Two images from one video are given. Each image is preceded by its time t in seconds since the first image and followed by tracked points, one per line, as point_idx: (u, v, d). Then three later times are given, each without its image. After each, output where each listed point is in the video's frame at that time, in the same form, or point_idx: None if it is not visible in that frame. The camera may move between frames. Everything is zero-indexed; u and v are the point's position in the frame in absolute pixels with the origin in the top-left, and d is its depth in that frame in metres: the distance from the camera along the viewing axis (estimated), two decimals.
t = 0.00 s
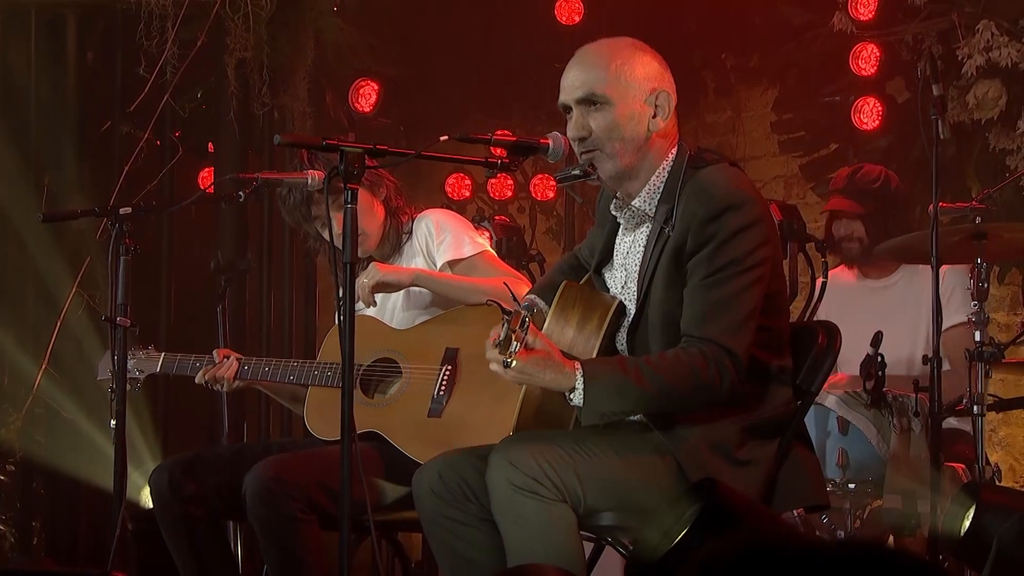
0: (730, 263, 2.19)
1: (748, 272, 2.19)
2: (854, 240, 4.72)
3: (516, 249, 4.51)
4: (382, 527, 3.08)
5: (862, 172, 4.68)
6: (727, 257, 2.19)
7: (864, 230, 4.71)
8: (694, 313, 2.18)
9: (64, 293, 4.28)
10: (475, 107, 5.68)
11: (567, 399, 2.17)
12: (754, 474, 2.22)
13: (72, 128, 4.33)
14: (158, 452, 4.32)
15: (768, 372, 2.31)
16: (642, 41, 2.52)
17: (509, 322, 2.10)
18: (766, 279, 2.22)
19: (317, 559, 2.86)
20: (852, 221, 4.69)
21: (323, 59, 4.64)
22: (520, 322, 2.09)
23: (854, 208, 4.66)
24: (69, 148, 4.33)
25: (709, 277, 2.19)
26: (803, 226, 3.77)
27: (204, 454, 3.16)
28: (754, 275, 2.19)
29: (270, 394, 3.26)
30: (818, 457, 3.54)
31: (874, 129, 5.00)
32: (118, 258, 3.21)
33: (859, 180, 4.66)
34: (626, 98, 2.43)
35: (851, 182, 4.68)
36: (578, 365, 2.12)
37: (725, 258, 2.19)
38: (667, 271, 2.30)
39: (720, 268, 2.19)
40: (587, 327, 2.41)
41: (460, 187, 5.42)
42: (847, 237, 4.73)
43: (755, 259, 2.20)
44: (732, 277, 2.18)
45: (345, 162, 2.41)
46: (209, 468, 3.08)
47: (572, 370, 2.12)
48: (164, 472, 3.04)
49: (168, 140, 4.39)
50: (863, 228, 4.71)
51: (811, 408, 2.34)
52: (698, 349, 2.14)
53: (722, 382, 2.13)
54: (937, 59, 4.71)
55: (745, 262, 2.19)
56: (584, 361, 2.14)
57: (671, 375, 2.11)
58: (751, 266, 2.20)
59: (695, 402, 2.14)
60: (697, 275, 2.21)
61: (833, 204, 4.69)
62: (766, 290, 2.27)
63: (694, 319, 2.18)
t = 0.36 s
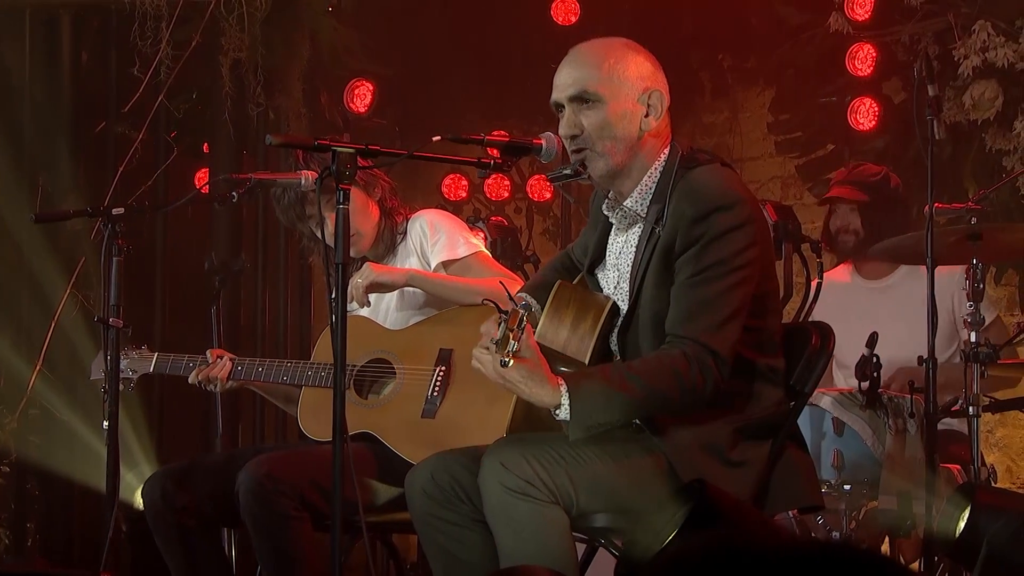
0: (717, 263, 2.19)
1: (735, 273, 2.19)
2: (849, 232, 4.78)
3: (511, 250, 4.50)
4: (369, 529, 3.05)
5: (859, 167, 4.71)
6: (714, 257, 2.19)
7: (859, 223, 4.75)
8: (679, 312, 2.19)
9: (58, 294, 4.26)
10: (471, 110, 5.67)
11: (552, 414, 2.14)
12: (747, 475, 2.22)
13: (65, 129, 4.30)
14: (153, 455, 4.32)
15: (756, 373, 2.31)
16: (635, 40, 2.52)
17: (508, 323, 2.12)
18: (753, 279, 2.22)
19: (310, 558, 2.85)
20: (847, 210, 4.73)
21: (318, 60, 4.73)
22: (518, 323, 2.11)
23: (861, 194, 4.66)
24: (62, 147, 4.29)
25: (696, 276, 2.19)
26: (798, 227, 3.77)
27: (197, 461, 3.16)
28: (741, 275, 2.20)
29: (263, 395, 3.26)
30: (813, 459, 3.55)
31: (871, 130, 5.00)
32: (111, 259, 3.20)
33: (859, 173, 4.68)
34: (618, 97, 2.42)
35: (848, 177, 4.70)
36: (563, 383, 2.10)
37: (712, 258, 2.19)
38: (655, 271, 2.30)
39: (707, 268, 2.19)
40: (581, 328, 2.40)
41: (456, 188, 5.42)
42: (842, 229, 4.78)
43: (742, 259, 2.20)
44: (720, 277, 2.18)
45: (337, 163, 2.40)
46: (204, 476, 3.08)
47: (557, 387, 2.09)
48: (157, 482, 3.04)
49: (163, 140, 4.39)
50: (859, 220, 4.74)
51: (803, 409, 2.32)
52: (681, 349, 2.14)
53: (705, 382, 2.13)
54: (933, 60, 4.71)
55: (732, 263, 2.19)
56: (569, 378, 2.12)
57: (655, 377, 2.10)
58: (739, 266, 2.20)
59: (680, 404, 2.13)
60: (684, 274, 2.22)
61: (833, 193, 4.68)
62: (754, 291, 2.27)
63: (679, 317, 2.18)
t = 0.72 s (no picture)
0: (708, 262, 2.19)
1: (726, 272, 2.19)
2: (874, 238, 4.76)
3: (507, 250, 4.48)
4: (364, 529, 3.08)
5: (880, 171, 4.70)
6: (705, 256, 2.19)
7: (886, 229, 4.73)
8: (669, 310, 2.18)
9: (52, 295, 4.25)
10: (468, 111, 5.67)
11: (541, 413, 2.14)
12: (742, 477, 2.21)
13: (61, 129, 4.30)
14: (148, 455, 4.30)
15: (748, 373, 2.30)
16: (630, 41, 2.51)
17: (502, 318, 2.10)
18: (745, 279, 2.22)
19: (305, 558, 2.84)
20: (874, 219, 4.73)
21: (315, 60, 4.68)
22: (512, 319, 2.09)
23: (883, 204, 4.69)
24: (57, 147, 4.28)
25: (686, 275, 2.19)
26: (794, 228, 3.74)
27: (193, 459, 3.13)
28: (731, 274, 2.19)
29: (258, 395, 3.25)
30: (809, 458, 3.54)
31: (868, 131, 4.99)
32: (105, 259, 3.19)
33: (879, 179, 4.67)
34: (612, 96, 2.42)
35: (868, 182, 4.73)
36: (550, 383, 2.09)
37: (703, 256, 2.19)
38: (647, 270, 2.30)
39: (698, 267, 2.19)
40: (576, 329, 2.39)
41: (454, 188, 5.42)
42: (868, 235, 4.77)
43: (733, 259, 2.20)
44: (710, 275, 2.18)
45: (331, 163, 2.40)
46: (197, 481, 3.06)
47: (543, 387, 2.08)
48: (152, 480, 3.03)
49: (159, 140, 4.39)
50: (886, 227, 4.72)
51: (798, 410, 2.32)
52: (667, 348, 2.14)
53: (693, 383, 2.12)
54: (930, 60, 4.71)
55: (723, 262, 2.19)
56: (556, 378, 2.11)
57: (643, 376, 2.10)
58: (730, 266, 2.19)
59: (670, 404, 2.13)
60: (674, 273, 2.22)
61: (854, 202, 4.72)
62: (746, 291, 2.26)
63: (668, 316, 2.18)
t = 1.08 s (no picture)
0: (711, 264, 2.18)
1: (728, 274, 2.18)
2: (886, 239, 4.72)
3: (509, 253, 4.42)
4: (366, 532, 3.09)
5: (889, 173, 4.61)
6: (707, 258, 2.19)
7: (899, 230, 4.70)
8: (671, 313, 2.18)
9: (55, 299, 4.25)
10: (472, 112, 5.66)
11: (542, 418, 2.14)
12: (745, 480, 2.21)
13: (64, 133, 4.30)
14: (151, 457, 4.31)
15: (750, 377, 2.30)
16: (634, 42, 2.51)
17: (505, 323, 2.10)
18: (747, 282, 2.22)
19: (308, 565, 2.84)
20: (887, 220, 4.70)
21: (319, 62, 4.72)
22: (515, 323, 2.08)
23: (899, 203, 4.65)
24: (61, 150, 4.29)
25: (689, 277, 2.19)
26: (798, 230, 3.74)
27: (194, 457, 3.14)
28: (734, 277, 2.19)
29: (260, 398, 3.25)
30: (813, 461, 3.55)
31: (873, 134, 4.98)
32: (107, 262, 3.18)
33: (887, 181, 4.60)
34: (615, 97, 2.42)
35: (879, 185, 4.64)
36: (552, 387, 2.09)
37: (705, 259, 2.19)
38: (650, 272, 2.30)
39: (700, 269, 2.19)
40: (579, 332, 2.39)
41: (459, 190, 5.41)
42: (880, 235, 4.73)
43: (736, 261, 2.20)
44: (712, 278, 2.17)
45: (332, 166, 2.40)
46: (199, 472, 3.07)
47: (546, 392, 2.09)
48: (154, 476, 3.02)
49: (162, 143, 4.37)
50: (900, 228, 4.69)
51: (801, 413, 2.31)
52: (669, 350, 2.13)
53: (695, 384, 2.12)
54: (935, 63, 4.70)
55: (725, 264, 2.18)
56: (557, 381, 2.11)
57: (643, 380, 2.09)
58: (732, 268, 2.19)
59: (671, 406, 2.12)
60: (677, 275, 2.21)
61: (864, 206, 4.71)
62: (748, 294, 2.26)
63: (670, 318, 2.18)
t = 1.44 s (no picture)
0: (707, 268, 2.18)
1: (726, 277, 2.18)
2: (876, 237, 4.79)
3: (508, 255, 4.42)
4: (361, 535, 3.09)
5: (878, 173, 4.68)
6: (705, 262, 2.18)
7: (888, 228, 4.75)
8: (667, 315, 2.18)
9: (54, 302, 4.25)
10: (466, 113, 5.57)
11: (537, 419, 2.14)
12: (742, 483, 2.21)
13: (63, 136, 4.30)
14: (149, 461, 4.31)
15: (747, 380, 2.29)
16: (634, 42, 2.50)
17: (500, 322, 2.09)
18: (745, 285, 2.21)
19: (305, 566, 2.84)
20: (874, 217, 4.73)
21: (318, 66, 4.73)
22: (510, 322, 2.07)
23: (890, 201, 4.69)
24: (60, 153, 4.30)
25: (686, 280, 2.18)
26: (797, 233, 3.74)
27: (193, 460, 3.14)
28: (731, 280, 2.18)
29: (258, 401, 3.25)
30: (812, 465, 3.55)
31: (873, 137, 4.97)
32: (104, 264, 3.17)
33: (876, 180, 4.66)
34: (613, 99, 2.41)
35: (868, 185, 4.69)
36: (547, 387, 2.08)
37: (702, 262, 2.18)
38: (647, 275, 2.29)
39: (697, 272, 2.18)
40: (576, 335, 2.38)
41: (459, 193, 5.41)
42: (870, 233, 4.79)
43: (734, 265, 2.19)
44: (709, 281, 2.17)
45: (328, 168, 2.40)
46: (196, 477, 3.07)
47: (540, 392, 2.08)
48: (151, 481, 3.02)
49: (162, 147, 4.37)
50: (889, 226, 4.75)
51: (799, 416, 2.29)
52: (665, 353, 2.13)
53: (692, 387, 2.11)
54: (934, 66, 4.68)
55: (722, 268, 2.18)
56: (552, 382, 2.10)
57: (639, 382, 2.09)
58: (730, 271, 2.18)
59: (667, 409, 2.12)
60: (674, 277, 2.21)
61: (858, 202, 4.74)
62: (746, 297, 2.26)
63: (667, 321, 2.17)
